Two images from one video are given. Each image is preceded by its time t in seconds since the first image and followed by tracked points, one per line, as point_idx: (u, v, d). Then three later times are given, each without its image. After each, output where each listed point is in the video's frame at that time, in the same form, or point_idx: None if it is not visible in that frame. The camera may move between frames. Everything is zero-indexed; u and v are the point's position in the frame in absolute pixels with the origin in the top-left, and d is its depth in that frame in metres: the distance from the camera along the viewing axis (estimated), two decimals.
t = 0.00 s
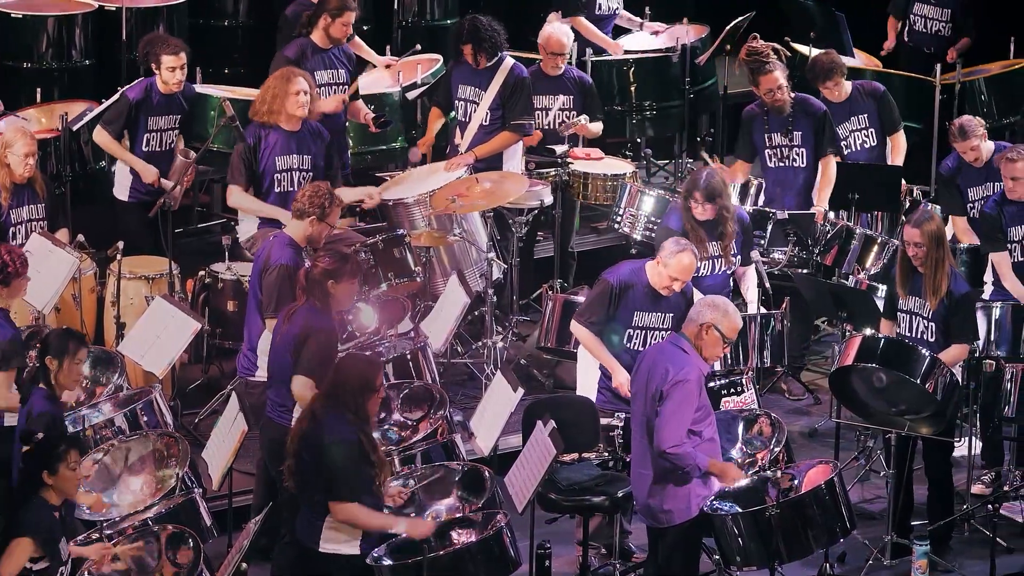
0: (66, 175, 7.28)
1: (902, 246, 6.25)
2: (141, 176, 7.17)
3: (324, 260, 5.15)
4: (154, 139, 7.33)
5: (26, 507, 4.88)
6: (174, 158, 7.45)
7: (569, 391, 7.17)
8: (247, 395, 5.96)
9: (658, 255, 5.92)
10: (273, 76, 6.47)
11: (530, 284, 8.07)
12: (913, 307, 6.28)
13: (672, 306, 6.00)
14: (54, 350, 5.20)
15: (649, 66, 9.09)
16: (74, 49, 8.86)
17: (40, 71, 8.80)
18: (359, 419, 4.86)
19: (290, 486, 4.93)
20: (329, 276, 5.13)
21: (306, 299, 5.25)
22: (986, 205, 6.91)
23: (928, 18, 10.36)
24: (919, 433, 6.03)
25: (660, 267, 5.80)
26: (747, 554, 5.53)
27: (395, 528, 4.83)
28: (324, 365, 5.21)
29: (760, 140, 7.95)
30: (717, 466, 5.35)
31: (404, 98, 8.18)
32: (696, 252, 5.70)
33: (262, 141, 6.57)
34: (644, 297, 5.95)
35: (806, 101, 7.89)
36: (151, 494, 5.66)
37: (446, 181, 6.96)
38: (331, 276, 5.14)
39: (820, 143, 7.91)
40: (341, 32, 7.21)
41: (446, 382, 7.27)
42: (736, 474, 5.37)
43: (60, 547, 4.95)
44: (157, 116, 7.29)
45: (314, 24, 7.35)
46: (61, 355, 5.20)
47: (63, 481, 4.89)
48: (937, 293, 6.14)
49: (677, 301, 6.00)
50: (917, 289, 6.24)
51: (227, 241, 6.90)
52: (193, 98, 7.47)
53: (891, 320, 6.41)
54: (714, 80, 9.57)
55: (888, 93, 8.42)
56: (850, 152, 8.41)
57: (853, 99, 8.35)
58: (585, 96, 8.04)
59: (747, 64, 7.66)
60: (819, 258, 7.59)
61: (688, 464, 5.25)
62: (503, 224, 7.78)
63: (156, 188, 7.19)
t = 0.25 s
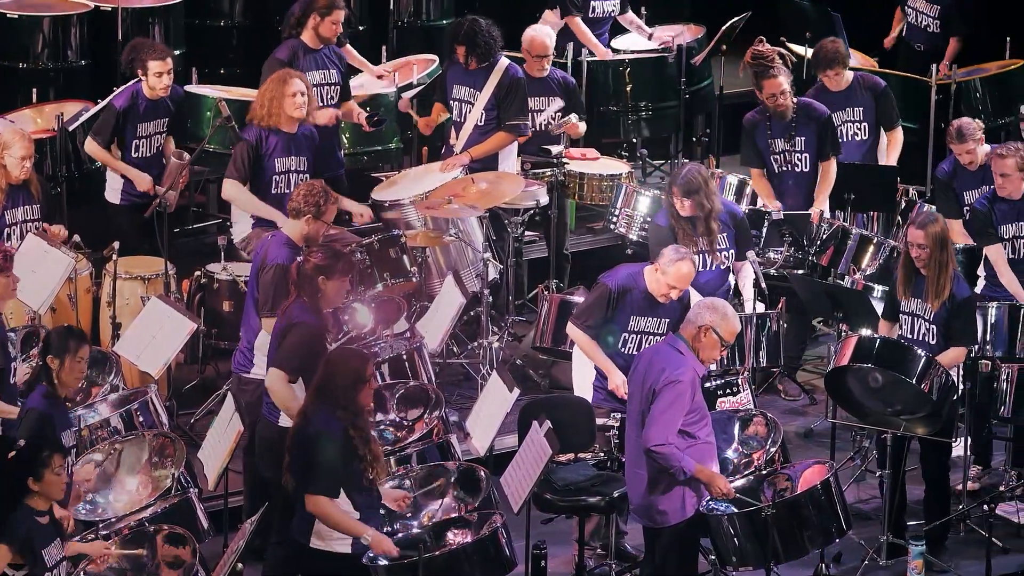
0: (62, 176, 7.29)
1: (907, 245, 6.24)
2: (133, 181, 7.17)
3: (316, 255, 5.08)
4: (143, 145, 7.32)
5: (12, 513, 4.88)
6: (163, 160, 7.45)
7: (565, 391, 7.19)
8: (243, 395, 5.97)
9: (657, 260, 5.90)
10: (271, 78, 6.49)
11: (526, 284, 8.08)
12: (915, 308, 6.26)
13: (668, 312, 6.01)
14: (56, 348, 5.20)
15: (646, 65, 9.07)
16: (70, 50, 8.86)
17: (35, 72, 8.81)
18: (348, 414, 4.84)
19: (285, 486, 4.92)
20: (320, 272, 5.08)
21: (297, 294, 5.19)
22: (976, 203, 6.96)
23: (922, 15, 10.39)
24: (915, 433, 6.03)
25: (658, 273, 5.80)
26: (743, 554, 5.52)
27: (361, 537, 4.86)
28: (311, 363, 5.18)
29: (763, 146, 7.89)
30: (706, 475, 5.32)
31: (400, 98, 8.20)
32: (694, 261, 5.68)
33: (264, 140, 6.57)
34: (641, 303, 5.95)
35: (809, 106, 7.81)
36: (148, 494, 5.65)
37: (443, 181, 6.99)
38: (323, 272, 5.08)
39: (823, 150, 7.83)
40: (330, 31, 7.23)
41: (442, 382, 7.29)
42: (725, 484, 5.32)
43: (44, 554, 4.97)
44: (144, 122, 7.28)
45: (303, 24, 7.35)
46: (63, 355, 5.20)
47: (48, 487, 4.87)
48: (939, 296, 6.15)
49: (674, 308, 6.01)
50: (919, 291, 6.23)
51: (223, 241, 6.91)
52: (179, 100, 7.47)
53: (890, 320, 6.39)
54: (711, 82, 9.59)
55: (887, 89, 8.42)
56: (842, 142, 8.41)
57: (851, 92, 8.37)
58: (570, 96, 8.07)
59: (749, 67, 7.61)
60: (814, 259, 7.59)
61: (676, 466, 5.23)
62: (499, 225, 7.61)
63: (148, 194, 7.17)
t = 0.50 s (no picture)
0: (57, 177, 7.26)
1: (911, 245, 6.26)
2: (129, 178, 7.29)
3: (313, 263, 5.06)
4: (138, 143, 7.40)
5: (5, 513, 4.93)
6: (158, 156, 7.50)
7: (561, 391, 7.20)
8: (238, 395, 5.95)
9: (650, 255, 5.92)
10: (266, 78, 6.51)
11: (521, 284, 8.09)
12: (918, 308, 6.27)
13: (664, 306, 5.98)
14: (50, 351, 5.23)
15: (642, 65, 9.11)
16: (66, 50, 8.87)
17: (31, 72, 8.82)
18: (344, 420, 4.83)
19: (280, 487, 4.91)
20: (318, 280, 5.06)
21: (292, 300, 5.17)
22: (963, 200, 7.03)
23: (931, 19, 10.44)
24: (911, 434, 6.02)
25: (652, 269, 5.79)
26: (739, 554, 5.45)
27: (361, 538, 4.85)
28: (297, 366, 5.22)
29: (756, 149, 7.87)
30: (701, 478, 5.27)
31: (395, 99, 8.20)
32: (686, 253, 5.69)
33: (264, 142, 6.57)
34: (636, 296, 5.94)
35: (803, 115, 7.73)
36: (143, 494, 5.63)
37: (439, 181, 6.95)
38: (320, 280, 5.06)
39: (817, 157, 7.78)
40: (323, 33, 7.25)
41: (438, 383, 7.29)
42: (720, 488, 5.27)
43: (38, 553, 4.99)
44: (138, 121, 7.35)
45: (296, 26, 7.36)
46: (57, 358, 5.22)
47: (42, 487, 4.94)
48: (942, 296, 6.14)
49: (668, 301, 5.98)
50: (924, 291, 6.23)
51: (218, 241, 6.91)
52: (173, 96, 7.54)
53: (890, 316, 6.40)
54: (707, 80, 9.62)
55: (885, 92, 8.46)
56: (833, 137, 8.51)
57: (851, 90, 8.44)
58: (557, 95, 8.14)
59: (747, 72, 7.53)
60: (809, 259, 7.65)
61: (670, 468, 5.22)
62: (495, 226, 7.66)
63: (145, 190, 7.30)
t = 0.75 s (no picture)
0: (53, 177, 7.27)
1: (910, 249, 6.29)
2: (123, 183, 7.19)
3: (306, 261, 5.07)
4: (133, 143, 7.39)
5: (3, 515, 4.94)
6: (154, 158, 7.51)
7: (557, 391, 7.21)
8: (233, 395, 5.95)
9: (649, 262, 5.87)
10: (262, 80, 6.51)
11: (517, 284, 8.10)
12: (917, 313, 6.30)
13: (659, 313, 5.99)
14: (43, 351, 5.22)
15: (637, 66, 9.12)
16: (62, 50, 8.87)
17: (26, 72, 8.80)
18: (338, 421, 4.83)
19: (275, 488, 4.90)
20: (312, 277, 5.06)
21: (289, 301, 5.18)
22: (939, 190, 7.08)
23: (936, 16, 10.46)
24: (907, 434, 6.03)
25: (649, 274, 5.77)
26: (734, 554, 5.46)
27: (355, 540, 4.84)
28: (297, 367, 5.19)
29: (740, 139, 7.94)
30: (702, 481, 5.31)
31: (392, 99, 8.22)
32: (686, 264, 5.66)
33: (263, 139, 6.57)
34: (632, 303, 5.93)
35: (784, 108, 7.80)
36: (138, 495, 5.61)
37: (432, 183, 6.98)
38: (314, 277, 5.06)
39: (796, 152, 7.83)
40: (319, 37, 7.26)
41: (433, 383, 7.30)
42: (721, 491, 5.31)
43: (35, 555, 4.99)
44: (135, 121, 7.36)
45: (291, 29, 7.37)
46: (50, 357, 5.22)
47: (40, 490, 4.98)
48: (941, 302, 6.18)
49: (666, 308, 5.99)
50: (925, 297, 6.26)
51: (214, 242, 6.91)
52: (173, 100, 7.54)
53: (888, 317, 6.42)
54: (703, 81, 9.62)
55: (870, 88, 8.44)
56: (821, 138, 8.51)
57: (833, 89, 8.43)
58: (553, 94, 8.10)
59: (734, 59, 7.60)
60: (804, 258, 7.60)
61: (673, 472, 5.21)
62: (491, 225, 7.80)
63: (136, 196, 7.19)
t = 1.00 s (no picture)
0: (50, 176, 7.29)
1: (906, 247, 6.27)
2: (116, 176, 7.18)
3: (301, 262, 5.09)
4: (127, 141, 7.40)
5: (7, 511, 4.88)
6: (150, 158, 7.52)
7: (552, 391, 7.22)
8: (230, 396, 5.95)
9: (644, 260, 5.87)
10: (261, 80, 6.50)
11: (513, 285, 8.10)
12: (912, 307, 6.28)
13: (654, 311, 5.97)
14: (40, 353, 5.32)
15: (632, 67, 9.12)
16: (57, 51, 8.87)
17: (21, 72, 8.79)
18: (332, 417, 4.84)
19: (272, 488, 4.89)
20: (307, 279, 5.08)
21: (283, 301, 5.19)
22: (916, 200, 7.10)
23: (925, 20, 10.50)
24: (903, 434, 6.05)
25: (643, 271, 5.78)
26: (730, 555, 5.46)
27: (357, 544, 4.86)
28: (290, 371, 5.16)
29: (715, 132, 7.83)
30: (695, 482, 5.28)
31: (388, 100, 8.23)
32: (679, 257, 5.66)
33: (260, 137, 6.58)
34: (627, 299, 5.93)
35: (765, 105, 7.71)
36: (135, 495, 5.60)
37: (429, 182, 7.02)
38: (309, 278, 5.09)
39: (773, 149, 7.76)
40: (316, 37, 7.26)
41: (429, 383, 7.31)
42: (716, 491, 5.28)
43: (37, 552, 4.93)
44: (130, 118, 7.35)
45: (287, 29, 7.36)
46: (47, 359, 5.33)
47: (45, 486, 4.93)
48: (934, 295, 6.16)
49: (661, 307, 5.97)
50: (920, 292, 6.24)
51: (210, 243, 6.91)
52: (169, 100, 7.52)
53: (883, 316, 6.40)
54: (697, 82, 9.68)
55: (862, 88, 8.45)
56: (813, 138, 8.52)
57: (825, 88, 8.44)
58: (556, 94, 8.16)
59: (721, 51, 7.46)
60: (801, 260, 7.69)
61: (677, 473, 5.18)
62: (487, 226, 7.71)
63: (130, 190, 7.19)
